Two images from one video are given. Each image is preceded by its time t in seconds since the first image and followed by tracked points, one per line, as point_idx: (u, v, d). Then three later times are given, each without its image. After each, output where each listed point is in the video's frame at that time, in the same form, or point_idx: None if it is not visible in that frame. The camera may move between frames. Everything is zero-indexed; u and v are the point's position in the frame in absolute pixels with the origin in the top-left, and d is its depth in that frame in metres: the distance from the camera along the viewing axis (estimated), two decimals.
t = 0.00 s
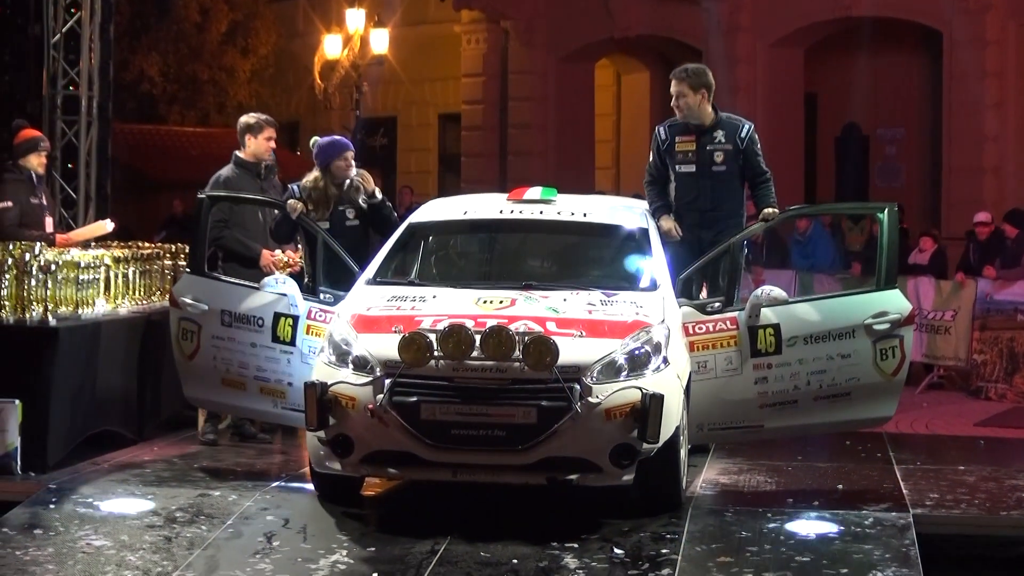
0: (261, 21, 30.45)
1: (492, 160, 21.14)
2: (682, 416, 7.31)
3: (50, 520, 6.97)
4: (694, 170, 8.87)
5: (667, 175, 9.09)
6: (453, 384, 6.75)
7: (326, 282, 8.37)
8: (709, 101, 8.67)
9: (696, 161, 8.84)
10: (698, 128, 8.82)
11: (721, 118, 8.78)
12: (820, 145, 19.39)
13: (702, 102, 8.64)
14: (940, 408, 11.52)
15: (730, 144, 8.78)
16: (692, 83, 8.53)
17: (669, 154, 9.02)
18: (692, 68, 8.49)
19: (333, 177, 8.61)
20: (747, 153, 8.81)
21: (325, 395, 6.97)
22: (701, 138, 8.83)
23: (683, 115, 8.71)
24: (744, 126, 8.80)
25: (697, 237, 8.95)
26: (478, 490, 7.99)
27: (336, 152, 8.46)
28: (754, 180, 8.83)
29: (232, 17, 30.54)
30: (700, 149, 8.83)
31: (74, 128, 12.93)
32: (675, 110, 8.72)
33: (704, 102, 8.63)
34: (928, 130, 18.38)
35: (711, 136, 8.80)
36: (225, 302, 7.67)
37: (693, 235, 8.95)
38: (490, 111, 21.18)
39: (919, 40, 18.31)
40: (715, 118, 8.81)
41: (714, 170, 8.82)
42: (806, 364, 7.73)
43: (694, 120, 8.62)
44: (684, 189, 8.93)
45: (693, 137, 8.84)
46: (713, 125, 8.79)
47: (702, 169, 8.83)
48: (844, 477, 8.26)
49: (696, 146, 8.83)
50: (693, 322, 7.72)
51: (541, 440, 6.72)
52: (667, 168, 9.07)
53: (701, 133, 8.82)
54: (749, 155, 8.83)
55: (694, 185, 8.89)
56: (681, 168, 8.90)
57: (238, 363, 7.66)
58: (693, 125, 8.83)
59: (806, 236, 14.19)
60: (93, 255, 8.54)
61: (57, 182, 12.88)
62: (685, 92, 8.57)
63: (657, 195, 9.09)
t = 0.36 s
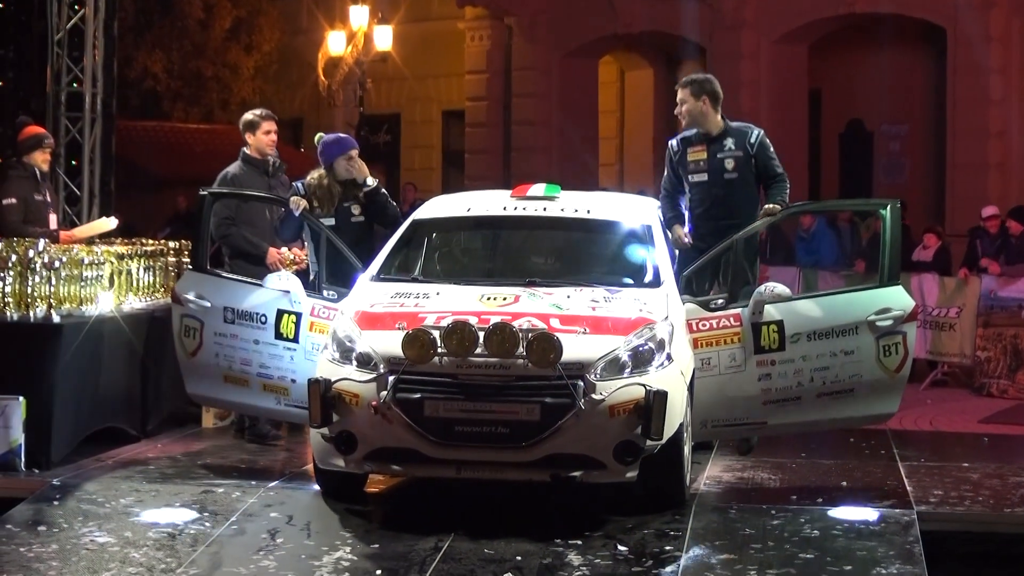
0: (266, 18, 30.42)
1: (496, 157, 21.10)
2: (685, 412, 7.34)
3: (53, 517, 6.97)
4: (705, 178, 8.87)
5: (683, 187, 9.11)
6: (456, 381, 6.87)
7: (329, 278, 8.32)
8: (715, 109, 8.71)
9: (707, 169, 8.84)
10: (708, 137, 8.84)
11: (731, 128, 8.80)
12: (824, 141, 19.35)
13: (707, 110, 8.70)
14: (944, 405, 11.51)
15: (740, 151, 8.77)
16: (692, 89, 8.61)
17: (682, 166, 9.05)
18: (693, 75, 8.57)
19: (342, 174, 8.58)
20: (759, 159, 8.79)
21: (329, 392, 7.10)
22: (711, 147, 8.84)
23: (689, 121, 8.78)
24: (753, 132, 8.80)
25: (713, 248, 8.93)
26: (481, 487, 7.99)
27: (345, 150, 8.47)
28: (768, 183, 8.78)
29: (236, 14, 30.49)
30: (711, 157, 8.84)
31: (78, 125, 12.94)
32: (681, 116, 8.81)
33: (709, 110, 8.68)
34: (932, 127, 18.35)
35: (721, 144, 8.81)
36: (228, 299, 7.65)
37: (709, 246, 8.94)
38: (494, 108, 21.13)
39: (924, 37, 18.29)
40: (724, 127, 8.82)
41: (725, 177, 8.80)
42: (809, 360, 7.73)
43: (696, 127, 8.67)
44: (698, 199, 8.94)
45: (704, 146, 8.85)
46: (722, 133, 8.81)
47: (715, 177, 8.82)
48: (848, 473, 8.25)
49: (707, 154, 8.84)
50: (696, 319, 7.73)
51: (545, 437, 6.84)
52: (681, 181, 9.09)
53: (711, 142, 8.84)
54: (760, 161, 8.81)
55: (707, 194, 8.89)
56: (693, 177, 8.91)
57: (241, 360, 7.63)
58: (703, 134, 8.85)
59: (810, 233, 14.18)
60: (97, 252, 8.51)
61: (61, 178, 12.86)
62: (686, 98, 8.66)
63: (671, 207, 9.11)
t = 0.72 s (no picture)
0: (267, 15, 30.44)
1: (499, 153, 21.07)
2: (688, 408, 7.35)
3: (55, 514, 6.98)
4: (734, 224, 8.62)
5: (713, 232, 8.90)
6: (458, 378, 6.90)
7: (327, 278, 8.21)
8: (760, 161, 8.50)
9: (737, 214, 8.59)
10: (744, 183, 8.62)
11: (771, 180, 8.58)
12: (826, 138, 19.33)
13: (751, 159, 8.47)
14: (946, 402, 11.50)
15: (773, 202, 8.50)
16: (743, 135, 8.39)
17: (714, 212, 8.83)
18: (743, 121, 8.38)
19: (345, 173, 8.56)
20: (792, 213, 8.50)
21: (331, 389, 7.14)
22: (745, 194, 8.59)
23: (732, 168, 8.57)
24: (789, 186, 8.54)
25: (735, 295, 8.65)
26: (484, 485, 7.98)
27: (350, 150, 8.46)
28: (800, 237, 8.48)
29: (238, 11, 30.46)
30: (743, 204, 8.59)
31: (80, 122, 12.90)
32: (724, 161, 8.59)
33: (756, 161, 8.48)
34: (934, 123, 18.33)
35: (755, 192, 8.57)
36: (230, 296, 7.63)
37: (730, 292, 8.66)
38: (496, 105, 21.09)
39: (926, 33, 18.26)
40: (762, 175, 8.59)
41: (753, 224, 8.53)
42: (811, 356, 7.74)
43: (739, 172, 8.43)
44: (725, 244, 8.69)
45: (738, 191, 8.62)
46: (759, 180, 8.58)
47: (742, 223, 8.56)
48: (850, 471, 8.23)
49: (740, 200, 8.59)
50: (698, 316, 7.76)
51: (547, 434, 6.86)
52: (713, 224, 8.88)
53: (746, 188, 8.60)
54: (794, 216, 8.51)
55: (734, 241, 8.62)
56: (722, 221, 8.67)
57: (244, 356, 7.62)
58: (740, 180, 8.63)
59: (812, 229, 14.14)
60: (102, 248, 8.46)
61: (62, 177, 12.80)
62: (734, 143, 8.43)
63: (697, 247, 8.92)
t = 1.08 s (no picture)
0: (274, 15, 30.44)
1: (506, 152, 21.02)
2: (694, 408, 7.35)
3: (62, 513, 6.99)
4: (757, 212, 8.54)
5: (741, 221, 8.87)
6: (464, 377, 6.91)
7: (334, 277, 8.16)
8: (788, 156, 8.50)
9: (761, 203, 8.52)
10: (772, 174, 8.57)
11: (800, 175, 8.51)
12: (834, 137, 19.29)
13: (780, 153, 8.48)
14: (952, 402, 11.48)
15: (797, 194, 8.39)
16: (772, 127, 8.43)
17: (741, 201, 8.78)
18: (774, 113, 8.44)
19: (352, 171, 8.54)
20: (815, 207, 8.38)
21: (337, 388, 7.15)
22: (772, 184, 8.53)
23: (761, 160, 8.57)
24: (815, 180, 8.42)
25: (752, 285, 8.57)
26: (491, 484, 7.97)
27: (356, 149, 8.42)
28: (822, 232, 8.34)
29: (244, 11, 30.43)
30: (768, 193, 8.52)
31: (87, 123, 12.73)
32: (755, 153, 8.61)
33: (784, 155, 8.48)
34: (941, 123, 18.31)
35: (781, 183, 8.49)
36: (237, 295, 7.62)
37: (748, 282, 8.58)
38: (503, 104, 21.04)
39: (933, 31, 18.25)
40: (791, 168, 8.52)
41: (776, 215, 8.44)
42: (817, 356, 7.74)
43: (764, 163, 8.42)
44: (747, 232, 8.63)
45: (766, 181, 8.55)
46: (786, 173, 8.50)
47: (764, 212, 8.48)
48: (857, 470, 8.22)
49: (766, 188, 8.53)
50: (705, 314, 7.74)
51: (553, 434, 6.86)
52: (739, 215, 8.82)
53: (773, 179, 8.53)
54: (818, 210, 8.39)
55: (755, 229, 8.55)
56: (747, 209, 8.59)
57: (251, 356, 7.61)
58: (768, 171, 8.58)
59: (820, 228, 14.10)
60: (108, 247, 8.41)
61: (69, 177, 12.64)
62: (763, 135, 8.46)
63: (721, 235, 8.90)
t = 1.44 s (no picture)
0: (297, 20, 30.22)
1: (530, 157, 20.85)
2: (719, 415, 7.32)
3: (85, 519, 6.96)
4: (789, 215, 8.54)
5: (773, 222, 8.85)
6: (488, 383, 6.89)
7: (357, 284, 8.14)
8: (824, 160, 8.49)
9: (794, 206, 8.51)
10: (805, 177, 8.56)
11: (834, 180, 8.49)
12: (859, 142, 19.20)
13: (813, 158, 8.47)
14: (980, 410, 11.39)
15: (829, 200, 8.39)
16: (804, 132, 8.43)
17: (774, 203, 8.76)
18: (806, 118, 8.43)
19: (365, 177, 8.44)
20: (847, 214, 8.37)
21: (361, 395, 7.11)
22: (805, 187, 8.52)
23: (796, 164, 8.59)
24: (848, 187, 8.41)
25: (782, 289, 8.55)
26: (516, 491, 7.92)
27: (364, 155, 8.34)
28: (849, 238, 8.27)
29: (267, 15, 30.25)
30: (801, 196, 8.52)
31: (110, 127, 12.50)
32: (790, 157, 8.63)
33: (817, 160, 8.47)
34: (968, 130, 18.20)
35: (814, 187, 8.49)
36: (261, 302, 7.59)
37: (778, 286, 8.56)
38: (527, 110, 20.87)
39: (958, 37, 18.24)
40: (825, 172, 8.50)
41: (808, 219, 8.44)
42: (843, 363, 7.68)
43: (795, 169, 8.44)
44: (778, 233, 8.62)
45: (799, 183, 8.55)
46: (820, 178, 8.49)
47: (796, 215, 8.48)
48: (884, 478, 8.15)
49: (799, 192, 8.53)
50: (730, 321, 7.67)
51: (578, 440, 6.83)
52: (770, 217, 8.80)
53: (807, 183, 8.53)
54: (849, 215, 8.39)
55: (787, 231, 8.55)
56: (778, 211, 8.59)
57: (275, 361, 7.58)
58: (802, 174, 8.58)
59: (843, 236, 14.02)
60: (129, 253, 8.37)
61: (93, 184, 12.39)
62: (795, 140, 8.47)
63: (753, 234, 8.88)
